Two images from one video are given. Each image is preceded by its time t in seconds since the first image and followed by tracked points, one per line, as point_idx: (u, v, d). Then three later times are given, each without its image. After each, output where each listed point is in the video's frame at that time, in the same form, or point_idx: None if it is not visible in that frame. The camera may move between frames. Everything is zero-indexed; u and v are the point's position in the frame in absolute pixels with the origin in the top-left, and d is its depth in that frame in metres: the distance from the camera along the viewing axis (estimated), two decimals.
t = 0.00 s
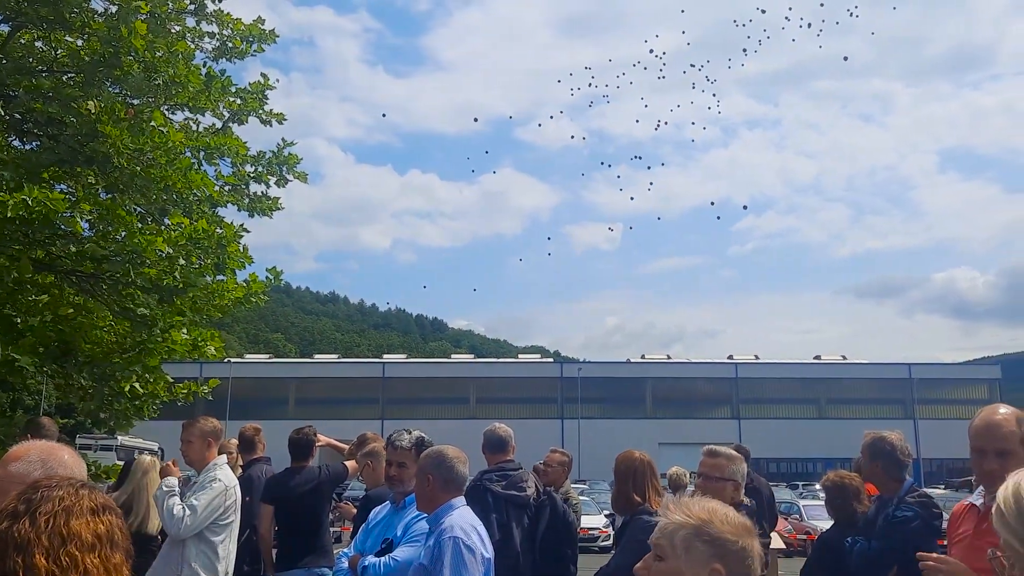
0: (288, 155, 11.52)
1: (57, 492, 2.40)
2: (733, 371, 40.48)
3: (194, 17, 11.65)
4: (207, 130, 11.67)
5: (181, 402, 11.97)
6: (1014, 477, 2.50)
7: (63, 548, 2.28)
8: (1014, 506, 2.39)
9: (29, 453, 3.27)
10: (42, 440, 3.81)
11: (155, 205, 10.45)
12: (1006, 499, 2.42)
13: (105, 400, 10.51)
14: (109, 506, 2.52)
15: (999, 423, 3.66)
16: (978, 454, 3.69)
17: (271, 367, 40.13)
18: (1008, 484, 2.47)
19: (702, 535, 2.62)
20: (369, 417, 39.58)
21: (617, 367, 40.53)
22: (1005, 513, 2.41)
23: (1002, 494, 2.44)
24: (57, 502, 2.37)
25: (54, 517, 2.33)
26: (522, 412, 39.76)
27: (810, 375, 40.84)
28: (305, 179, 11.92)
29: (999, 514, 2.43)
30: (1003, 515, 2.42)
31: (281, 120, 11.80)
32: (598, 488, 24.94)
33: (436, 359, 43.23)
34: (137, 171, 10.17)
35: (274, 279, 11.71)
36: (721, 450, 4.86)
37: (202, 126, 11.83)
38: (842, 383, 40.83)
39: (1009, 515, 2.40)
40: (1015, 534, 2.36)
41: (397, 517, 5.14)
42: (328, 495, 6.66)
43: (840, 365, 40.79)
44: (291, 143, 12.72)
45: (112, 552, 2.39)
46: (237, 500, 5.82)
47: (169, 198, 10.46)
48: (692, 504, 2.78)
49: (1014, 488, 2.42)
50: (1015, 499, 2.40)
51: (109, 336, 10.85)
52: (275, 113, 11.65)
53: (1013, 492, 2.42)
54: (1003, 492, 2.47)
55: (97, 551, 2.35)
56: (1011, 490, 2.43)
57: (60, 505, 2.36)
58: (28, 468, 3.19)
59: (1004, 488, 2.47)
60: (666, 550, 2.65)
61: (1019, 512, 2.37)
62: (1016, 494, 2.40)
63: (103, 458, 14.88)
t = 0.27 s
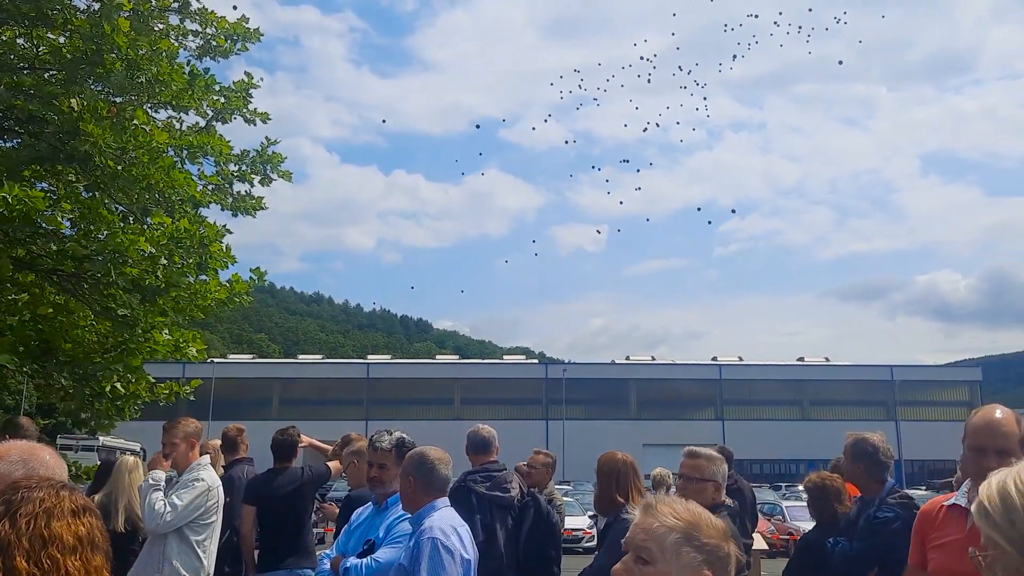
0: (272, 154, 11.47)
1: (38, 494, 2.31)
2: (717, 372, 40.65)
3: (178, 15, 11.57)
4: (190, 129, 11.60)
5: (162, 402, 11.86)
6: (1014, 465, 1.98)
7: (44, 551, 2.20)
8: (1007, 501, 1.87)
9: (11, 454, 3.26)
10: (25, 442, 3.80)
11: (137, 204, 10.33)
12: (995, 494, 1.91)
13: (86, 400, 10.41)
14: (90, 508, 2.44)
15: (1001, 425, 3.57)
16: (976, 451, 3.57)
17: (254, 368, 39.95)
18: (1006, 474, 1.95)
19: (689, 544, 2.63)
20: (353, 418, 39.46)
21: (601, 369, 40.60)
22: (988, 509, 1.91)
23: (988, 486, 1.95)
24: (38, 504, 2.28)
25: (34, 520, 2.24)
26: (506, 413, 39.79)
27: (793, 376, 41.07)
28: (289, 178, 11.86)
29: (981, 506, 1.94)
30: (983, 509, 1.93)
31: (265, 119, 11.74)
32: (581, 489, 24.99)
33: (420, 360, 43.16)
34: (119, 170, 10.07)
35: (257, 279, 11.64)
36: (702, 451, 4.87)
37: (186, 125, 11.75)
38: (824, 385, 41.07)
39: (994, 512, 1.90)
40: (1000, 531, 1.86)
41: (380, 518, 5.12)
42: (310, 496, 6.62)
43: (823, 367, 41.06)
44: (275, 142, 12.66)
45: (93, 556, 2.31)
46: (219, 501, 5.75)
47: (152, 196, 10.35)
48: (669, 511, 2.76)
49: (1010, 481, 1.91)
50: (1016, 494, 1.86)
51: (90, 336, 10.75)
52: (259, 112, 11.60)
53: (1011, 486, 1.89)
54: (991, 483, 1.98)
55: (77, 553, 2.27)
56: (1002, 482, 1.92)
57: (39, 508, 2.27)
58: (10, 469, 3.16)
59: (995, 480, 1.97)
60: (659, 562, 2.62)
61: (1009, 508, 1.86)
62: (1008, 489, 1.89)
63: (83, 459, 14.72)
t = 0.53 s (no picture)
0: (258, 153, 11.42)
1: (21, 494, 2.27)
2: (702, 373, 40.82)
3: (163, 12, 11.51)
4: (175, 126, 11.53)
5: (145, 401, 11.79)
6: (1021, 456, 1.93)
7: (29, 551, 2.18)
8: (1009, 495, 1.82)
9: None
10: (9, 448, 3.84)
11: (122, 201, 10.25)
12: (997, 484, 1.86)
13: (68, 398, 10.33)
14: (74, 509, 2.41)
15: (987, 430, 3.24)
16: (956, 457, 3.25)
17: (238, 367, 39.79)
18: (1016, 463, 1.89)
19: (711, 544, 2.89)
20: (339, 417, 39.37)
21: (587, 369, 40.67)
22: (985, 500, 1.87)
23: (985, 476, 1.90)
24: (23, 503, 2.26)
25: (16, 522, 2.21)
26: (492, 413, 39.80)
27: (778, 377, 41.29)
28: (275, 177, 11.83)
29: (975, 496, 1.89)
30: (980, 499, 1.88)
31: (251, 117, 11.70)
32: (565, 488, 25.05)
33: (406, 360, 43.11)
34: (104, 167, 9.99)
35: (243, 278, 11.59)
36: (682, 451, 4.90)
37: (171, 122, 11.68)
38: (809, 386, 41.35)
39: (992, 502, 1.85)
40: (1005, 521, 1.81)
41: (364, 518, 5.10)
42: (293, 495, 6.61)
43: (807, 367, 41.32)
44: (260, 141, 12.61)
45: (77, 555, 2.29)
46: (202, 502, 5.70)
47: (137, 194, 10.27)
48: (672, 516, 2.88)
49: (1012, 472, 1.86)
50: None
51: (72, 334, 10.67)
52: (245, 110, 11.56)
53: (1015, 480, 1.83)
54: (988, 473, 1.93)
55: (62, 553, 2.24)
56: (1005, 473, 1.87)
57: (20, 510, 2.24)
58: None
59: (994, 469, 1.92)
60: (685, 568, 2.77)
61: (1012, 497, 1.81)
62: (1012, 482, 1.84)
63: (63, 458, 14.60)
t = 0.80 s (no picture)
0: (247, 151, 11.39)
1: (16, 493, 2.26)
2: (691, 372, 40.95)
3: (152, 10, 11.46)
4: (163, 124, 11.47)
5: (133, 400, 11.73)
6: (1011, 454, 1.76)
7: (22, 552, 2.16)
8: (998, 500, 1.65)
9: None
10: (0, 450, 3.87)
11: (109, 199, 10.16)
12: (983, 490, 1.69)
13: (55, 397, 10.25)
14: (67, 508, 2.40)
15: (969, 430, 3.26)
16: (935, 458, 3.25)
17: (227, 366, 39.65)
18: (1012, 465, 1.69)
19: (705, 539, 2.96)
20: (328, 416, 39.28)
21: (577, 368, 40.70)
22: (973, 502, 1.70)
23: (965, 477, 1.74)
24: (17, 503, 2.24)
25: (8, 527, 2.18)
26: (481, 412, 39.81)
27: (767, 376, 41.48)
28: (263, 176, 11.79)
29: (956, 496, 1.74)
30: (960, 499, 1.73)
31: (240, 115, 11.66)
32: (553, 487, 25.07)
33: (395, 359, 43.07)
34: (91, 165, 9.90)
35: (232, 277, 11.55)
36: (669, 451, 4.91)
37: (160, 120, 11.63)
38: (797, 385, 41.57)
39: (978, 503, 1.69)
40: (983, 524, 1.67)
41: (353, 517, 5.09)
42: (281, 495, 6.59)
43: (795, 367, 41.53)
44: (249, 139, 12.57)
45: (70, 555, 2.28)
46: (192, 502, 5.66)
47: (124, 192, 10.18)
48: (675, 518, 2.89)
49: (994, 473, 1.70)
50: None
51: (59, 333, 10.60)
52: (234, 108, 11.51)
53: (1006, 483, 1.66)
54: (971, 472, 1.77)
55: (56, 554, 2.23)
56: (985, 473, 1.71)
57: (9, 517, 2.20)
58: None
59: (986, 468, 1.74)
60: (688, 568, 2.77)
61: (993, 501, 1.66)
62: (994, 482, 1.68)
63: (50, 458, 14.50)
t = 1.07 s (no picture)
0: (240, 151, 11.37)
1: (11, 493, 2.26)
2: (685, 372, 41.05)
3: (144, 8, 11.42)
4: (156, 124, 11.44)
5: (125, 400, 11.70)
6: (973, 454, 1.73)
7: (18, 552, 2.16)
8: (963, 502, 1.62)
9: None
10: None
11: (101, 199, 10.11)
12: (944, 492, 1.66)
13: (46, 397, 10.20)
14: (62, 508, 2.40)
15: (935, 421, 3.35)
16: (905, 449, 3.33)
17: (220, 365, 39.58)
18: (973, 464, 1.67)
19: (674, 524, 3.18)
20: (321, 416, 39.24)
21: (570, 368, 40.73)
22: (937, 503, 1.67)
23: (929, 477, 1.70)
24: (13, 503, 2.23)
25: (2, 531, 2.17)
26: (475, 412, 39.83)
27: (760, 376, 41.61)
28: (257, 175, 11.78)
29: (922, 496, 1.70)
30: (926, 500, 1.69)
31: (233, 114, 11.64)
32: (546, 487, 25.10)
33: (388, 358, 43.05)
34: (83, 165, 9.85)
35: (224, 277, 11.53)
36: (660, 450, 4.92)
37: (152, 119, 11.59)
38: (789, 385, 41.71)
39: (943, 504, 1.66)
40: (947, 519, 1.64)
41: (346, 517, 5.09)
42: (274, 494, 6.56)
43: (788, 367, 41.67)
44: (242, 139, 12.55)
45: (65, 556, 2.28)
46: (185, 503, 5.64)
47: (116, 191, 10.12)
48: (650, 513, 3.07)
49: (958, 474, 1.67)
50: (988, 492, 1.59)
51: (51, 333, 10.56)
52: (226, 108, 11.49)
53: (970, 484, 1.62)
54: (935, 471, 1.73)
55: (53, 554, 2.23)
56: (950, 474, 1.68)
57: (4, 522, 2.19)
58: None
59: (948, 469, 1.71)
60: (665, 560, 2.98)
61: (958, 502, 1.63)
62: (957, 484, 1.65)
63: (41, 458, 14.44)
